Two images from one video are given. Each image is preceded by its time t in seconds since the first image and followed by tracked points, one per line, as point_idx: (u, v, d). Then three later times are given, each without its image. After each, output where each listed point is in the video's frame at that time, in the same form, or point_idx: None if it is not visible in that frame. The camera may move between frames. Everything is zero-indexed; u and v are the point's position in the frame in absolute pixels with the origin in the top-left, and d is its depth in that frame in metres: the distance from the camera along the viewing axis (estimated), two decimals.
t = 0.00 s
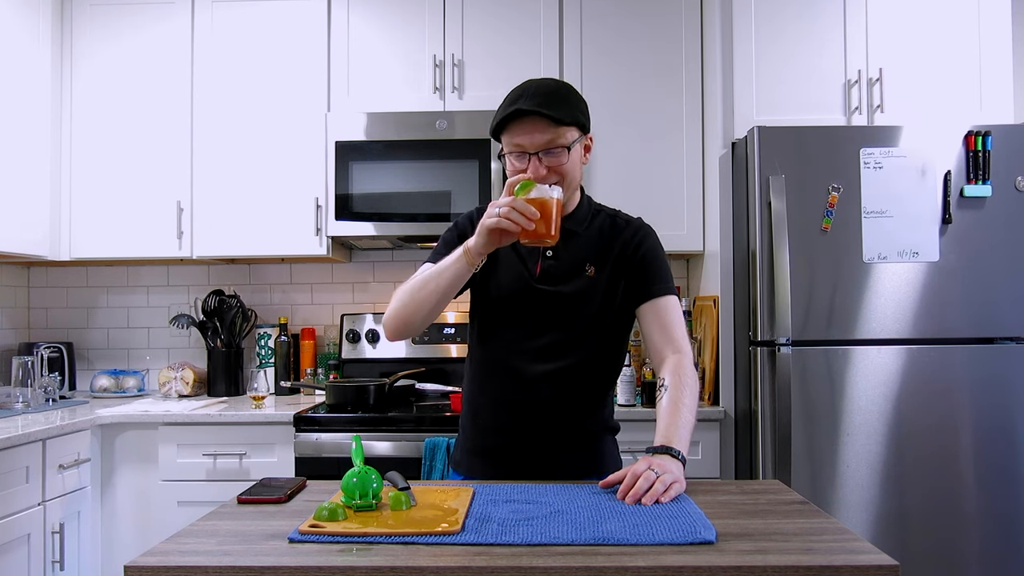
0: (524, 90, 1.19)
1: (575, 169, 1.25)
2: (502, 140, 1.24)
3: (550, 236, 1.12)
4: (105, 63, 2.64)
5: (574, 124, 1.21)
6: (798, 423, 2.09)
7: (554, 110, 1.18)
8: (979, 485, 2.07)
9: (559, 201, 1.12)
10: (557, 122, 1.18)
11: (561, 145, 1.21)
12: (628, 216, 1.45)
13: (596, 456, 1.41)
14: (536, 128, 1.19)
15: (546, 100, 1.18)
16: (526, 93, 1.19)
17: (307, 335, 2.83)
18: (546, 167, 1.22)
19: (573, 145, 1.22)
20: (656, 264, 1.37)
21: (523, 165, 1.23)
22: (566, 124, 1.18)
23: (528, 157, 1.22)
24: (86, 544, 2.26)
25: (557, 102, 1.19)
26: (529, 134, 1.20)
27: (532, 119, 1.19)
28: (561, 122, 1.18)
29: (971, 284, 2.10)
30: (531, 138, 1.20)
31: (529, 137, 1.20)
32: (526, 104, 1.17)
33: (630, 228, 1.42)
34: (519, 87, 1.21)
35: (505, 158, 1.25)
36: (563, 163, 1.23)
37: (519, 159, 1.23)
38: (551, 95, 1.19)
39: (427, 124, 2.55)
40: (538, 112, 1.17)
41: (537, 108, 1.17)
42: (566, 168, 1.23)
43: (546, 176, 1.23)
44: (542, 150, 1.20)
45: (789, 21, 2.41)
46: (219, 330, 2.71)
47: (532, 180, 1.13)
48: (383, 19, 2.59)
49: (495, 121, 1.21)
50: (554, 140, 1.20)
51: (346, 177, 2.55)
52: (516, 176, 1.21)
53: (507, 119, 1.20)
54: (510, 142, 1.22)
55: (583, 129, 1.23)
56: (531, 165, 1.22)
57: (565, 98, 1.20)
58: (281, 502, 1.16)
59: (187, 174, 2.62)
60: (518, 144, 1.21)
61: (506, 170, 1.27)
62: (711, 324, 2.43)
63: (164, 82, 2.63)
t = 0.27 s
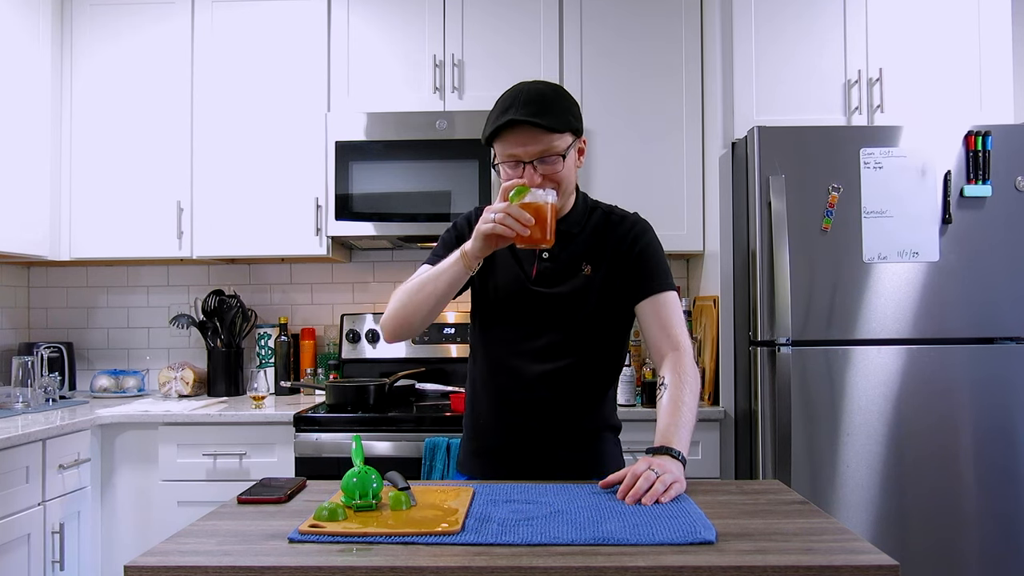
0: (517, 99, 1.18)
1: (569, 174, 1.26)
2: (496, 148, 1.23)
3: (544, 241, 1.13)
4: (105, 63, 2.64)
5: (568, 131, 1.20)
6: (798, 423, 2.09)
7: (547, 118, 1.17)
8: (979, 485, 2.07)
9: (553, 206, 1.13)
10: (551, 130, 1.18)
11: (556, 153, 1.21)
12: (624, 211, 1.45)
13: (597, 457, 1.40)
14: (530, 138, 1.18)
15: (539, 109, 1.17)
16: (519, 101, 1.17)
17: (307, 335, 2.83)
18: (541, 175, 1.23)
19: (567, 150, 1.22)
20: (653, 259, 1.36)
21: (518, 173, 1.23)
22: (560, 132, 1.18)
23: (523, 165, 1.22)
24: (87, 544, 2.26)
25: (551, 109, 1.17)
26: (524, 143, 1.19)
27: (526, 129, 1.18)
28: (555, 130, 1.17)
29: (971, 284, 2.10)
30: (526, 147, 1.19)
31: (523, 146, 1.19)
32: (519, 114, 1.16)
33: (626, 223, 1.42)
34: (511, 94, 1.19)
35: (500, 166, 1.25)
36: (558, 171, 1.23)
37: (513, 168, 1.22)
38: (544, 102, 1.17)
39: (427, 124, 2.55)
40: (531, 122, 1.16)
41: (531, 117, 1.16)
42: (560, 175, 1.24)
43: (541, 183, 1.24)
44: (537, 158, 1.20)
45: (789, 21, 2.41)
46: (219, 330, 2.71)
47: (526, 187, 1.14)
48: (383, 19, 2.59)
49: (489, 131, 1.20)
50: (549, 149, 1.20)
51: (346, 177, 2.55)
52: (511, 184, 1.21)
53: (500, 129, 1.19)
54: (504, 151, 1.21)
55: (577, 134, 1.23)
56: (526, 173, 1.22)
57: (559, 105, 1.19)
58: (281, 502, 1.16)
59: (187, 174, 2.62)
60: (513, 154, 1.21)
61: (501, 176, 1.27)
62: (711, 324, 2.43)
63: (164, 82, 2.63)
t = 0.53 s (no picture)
0: (515, 98, 1.17)
1: (567, 174, 1.26)
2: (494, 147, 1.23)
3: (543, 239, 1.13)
4: (105, 63, 2.64)
5: (567, 131, 1.20)
6: (798, 423, 2.09)
7: (544, 119, 1.17)
8: (979, 485, 2.07)
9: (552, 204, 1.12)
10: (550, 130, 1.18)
11: (554, 154, 1.21)
12: (623, 209, 1.44)
13: (597, 456, 1.40)
14: (529, 138, 1.18)
15: (538, 109, 1.16)
16: (517, 101, 1.17)
17: (307, 335, 2.83)
18: (540, 175, 1.23)
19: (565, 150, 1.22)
20: (651, 256, 1.36)
21: (516, 172, 1.23)
22: (559, 132, 1.18)
23: (522, 165, 1.22)
24: (86, 544, 2.26)
25: (550, 109, 1.17)
26: (522, 143, 1.19)
27: (524, 129, 1.18)
28: (554, 131, 1.17)
29: (971, 284, 2.10)
30: (525, 148, 1.19)
31: (522, 147, 1.19)
32: (517, 114, 1.16)
33: (624, 221, 1.41)
34: (509, 94, 1.19)
35: (498, 166, 1.25)
36: (556, 172, 1.23)
37: (512, 167, 1.23)
38: (543, 102, 1.17)
39: (427, 124, 2.55)
40: (530, 123, 1.16)
41: (529, 118, 1.16)
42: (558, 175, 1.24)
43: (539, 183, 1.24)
44: (536, 159, 1.21)
45: (789, 21, 2.41)
46: (219, 330, 2.71)
47: (525, 184, 1.14)
48: (383, 19, 2.59)
49: (487, 131, 1.20)
50: (548, 149, 1.20)
51: (346, 177, 2.55)
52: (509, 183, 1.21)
53: (498, 130, 1.19)
54: (503, 151, 1.21)
55: (575, 133, 1.23)
56: (525, 174, 1.22)
57: (557, 104, 1.18)
58: (281, 502, 1.16)
59: (187, 175, 2.62)
60: (512, 155, 1.21)
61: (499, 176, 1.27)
62: (711, 324, 2.43)
63: (164, 82, 2.63)
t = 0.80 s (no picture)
0: (524, 123, 1.14)
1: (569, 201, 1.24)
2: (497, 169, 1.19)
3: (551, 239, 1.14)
4: (105, 63, 2.64)
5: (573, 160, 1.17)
6: (798, 423, 2.09)
7: (552, 147, 1.13)
8: (979, 485, 2.07)
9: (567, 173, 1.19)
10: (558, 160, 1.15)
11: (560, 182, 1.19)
12: (604, 206, 1.42)
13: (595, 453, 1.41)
14: (536, 166, 1.15)
15: (547, 138, 1.13)
16: (527, 127, 1.13)
17: (307, 335, 2.83)
18: (544, 203, 1.20)
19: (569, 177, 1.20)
20: (639, 253, 1.36)
21: (519, 198, 1.20)
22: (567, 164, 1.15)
23: (526, 190, 1.19)
24: (86, 544, 2.26)
25: (558, 138, 1.14)
26: (528, 170, 1.16)
27: (532, 158, 1.14)
28: (563, 162, 1.15)
29: (971, 285, 2.10)
30: (532, 176, 1.17)
31: (529, 174, 1.16)
32: (528, 143, 1.13)
33: (608, 223, 1.40)
34: (516, 115, 1.15)
35: (500, 188, 1.21)
36: (560, 200, 1.21)
37: (516, 192, 1.19)
38: (552, 130, 1.14)
39: (427, 124, 2.55)
40: (540, 154, 1.12)
41: (540, 148, 1.12)
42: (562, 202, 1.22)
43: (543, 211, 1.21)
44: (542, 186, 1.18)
45: (789, 21, 2.41)
46: (219, 330, 2.71)
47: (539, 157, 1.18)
48: (383, 19, 2.59)
49: (494, 155, 1.16)
50: (554, 178, 1.18)
51: (346, 177, 2.55)
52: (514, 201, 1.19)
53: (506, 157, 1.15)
54: (508, 175, 1.18)
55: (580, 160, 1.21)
56: (529, 200, 1.19)
57: (565, 132, 1.16)
58: (280, 502, 1.16)
59: (187, 175, 2.62)
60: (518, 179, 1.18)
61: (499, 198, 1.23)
62: (711, 324, 2.43)
63: (164, 82, 2.63)
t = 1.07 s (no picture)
0: (523, 117, 1.13)
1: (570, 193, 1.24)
2: (498, 165, 1.19)
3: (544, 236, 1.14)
4: (105, 63, 2.64)
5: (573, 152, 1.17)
6: (798, 423, 2.09)
7: (553, 141, 1.13)
8: (979, 485, 2.07)
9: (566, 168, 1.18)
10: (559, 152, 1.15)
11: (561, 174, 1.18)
12: (604, 206, 1.42)
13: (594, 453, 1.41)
14: (536, 160, 1.15)
15: (547, 131, 1.13)
16: (526, 121, 1.13)
17: (307, 335, 2.83)
18: (546, 196, 1.20)
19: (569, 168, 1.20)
20: (638, 253, 1.36)
21: (521, 192, 1.20)
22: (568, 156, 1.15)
23: (527, 184, 1.19)
24: (87, 544, 2.26)
25: (558, 130, 1.14)
26: (529, 165, 1.16)
27: (533, 152, 1.14)
28: (563, 154, 1.14)
29: (971, 285, 2.10)
30: (533, 170, 1.16)
31: (530, 168, 1.16)
32: (528, 138, 1.12)
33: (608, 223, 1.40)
34: (515, 110, 1.14)
35: (501, 183, 1.21)
36: (561, 192, 1.21)
37: (517, 186, 1.19)
38: (551, 123, 1.14)
39: (427, 124, 2.55)
40: (541, 147, 1.12)
41: (541, 142, 1.12)
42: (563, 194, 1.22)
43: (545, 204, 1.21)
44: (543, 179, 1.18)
45: (789, 21, 2.41)
46: (219, 330, 2.71)
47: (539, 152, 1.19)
48: (383, 20, 2.59)
49: (495, 151, 1.15)
50: (555, 171, 1.17)
51: (346, 177, 2.55)
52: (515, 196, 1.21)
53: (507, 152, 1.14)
54: (509, 170, 1.18)
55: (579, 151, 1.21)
56: (531, 194, 1.19)
57: (564, 124, 1.16)
58: (281, 502, 1.16)
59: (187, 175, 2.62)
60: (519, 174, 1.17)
61: (500, 193, 1.23)
62: (711, 324, 2.43)
63: (164, 81, 2.63)
